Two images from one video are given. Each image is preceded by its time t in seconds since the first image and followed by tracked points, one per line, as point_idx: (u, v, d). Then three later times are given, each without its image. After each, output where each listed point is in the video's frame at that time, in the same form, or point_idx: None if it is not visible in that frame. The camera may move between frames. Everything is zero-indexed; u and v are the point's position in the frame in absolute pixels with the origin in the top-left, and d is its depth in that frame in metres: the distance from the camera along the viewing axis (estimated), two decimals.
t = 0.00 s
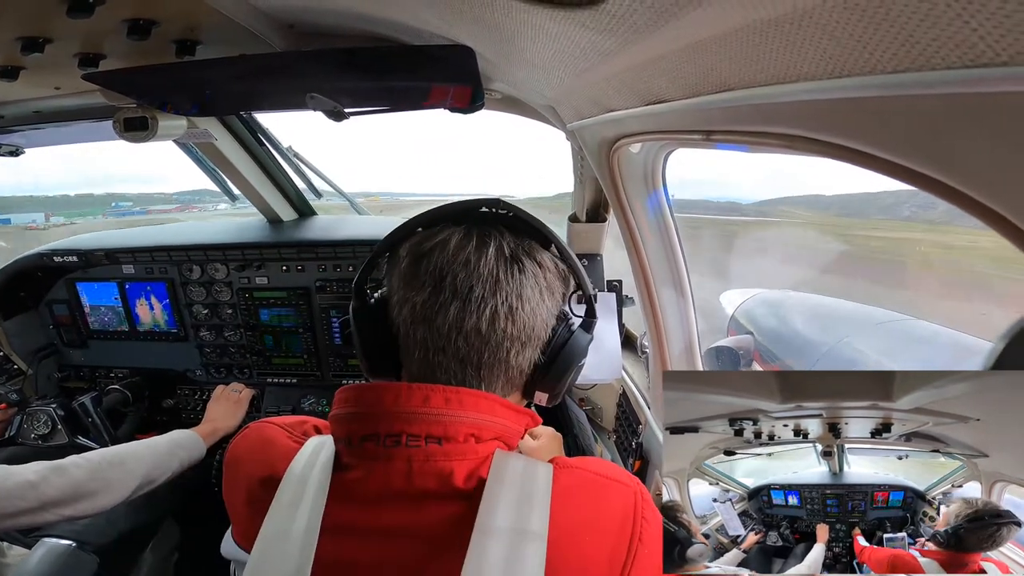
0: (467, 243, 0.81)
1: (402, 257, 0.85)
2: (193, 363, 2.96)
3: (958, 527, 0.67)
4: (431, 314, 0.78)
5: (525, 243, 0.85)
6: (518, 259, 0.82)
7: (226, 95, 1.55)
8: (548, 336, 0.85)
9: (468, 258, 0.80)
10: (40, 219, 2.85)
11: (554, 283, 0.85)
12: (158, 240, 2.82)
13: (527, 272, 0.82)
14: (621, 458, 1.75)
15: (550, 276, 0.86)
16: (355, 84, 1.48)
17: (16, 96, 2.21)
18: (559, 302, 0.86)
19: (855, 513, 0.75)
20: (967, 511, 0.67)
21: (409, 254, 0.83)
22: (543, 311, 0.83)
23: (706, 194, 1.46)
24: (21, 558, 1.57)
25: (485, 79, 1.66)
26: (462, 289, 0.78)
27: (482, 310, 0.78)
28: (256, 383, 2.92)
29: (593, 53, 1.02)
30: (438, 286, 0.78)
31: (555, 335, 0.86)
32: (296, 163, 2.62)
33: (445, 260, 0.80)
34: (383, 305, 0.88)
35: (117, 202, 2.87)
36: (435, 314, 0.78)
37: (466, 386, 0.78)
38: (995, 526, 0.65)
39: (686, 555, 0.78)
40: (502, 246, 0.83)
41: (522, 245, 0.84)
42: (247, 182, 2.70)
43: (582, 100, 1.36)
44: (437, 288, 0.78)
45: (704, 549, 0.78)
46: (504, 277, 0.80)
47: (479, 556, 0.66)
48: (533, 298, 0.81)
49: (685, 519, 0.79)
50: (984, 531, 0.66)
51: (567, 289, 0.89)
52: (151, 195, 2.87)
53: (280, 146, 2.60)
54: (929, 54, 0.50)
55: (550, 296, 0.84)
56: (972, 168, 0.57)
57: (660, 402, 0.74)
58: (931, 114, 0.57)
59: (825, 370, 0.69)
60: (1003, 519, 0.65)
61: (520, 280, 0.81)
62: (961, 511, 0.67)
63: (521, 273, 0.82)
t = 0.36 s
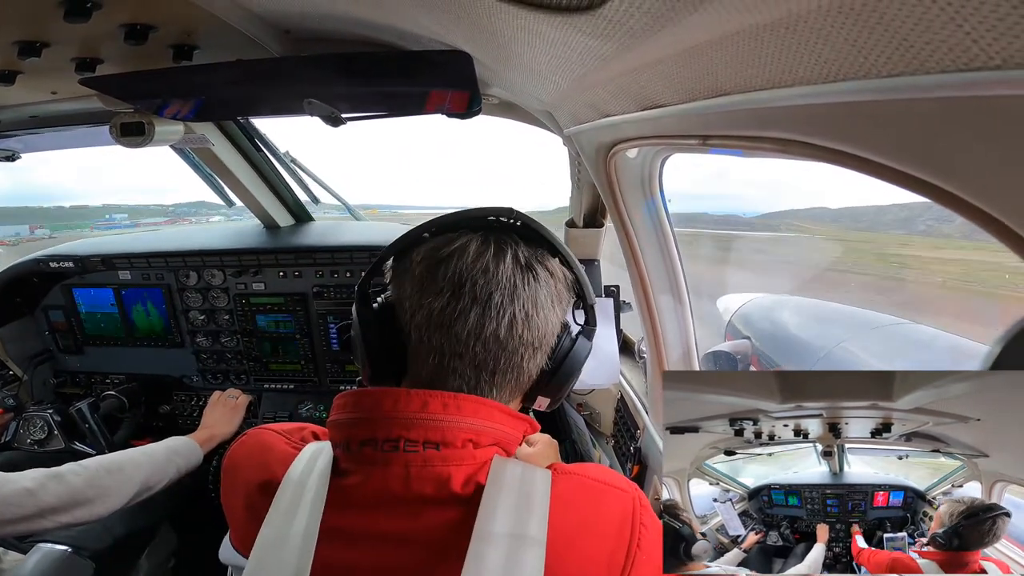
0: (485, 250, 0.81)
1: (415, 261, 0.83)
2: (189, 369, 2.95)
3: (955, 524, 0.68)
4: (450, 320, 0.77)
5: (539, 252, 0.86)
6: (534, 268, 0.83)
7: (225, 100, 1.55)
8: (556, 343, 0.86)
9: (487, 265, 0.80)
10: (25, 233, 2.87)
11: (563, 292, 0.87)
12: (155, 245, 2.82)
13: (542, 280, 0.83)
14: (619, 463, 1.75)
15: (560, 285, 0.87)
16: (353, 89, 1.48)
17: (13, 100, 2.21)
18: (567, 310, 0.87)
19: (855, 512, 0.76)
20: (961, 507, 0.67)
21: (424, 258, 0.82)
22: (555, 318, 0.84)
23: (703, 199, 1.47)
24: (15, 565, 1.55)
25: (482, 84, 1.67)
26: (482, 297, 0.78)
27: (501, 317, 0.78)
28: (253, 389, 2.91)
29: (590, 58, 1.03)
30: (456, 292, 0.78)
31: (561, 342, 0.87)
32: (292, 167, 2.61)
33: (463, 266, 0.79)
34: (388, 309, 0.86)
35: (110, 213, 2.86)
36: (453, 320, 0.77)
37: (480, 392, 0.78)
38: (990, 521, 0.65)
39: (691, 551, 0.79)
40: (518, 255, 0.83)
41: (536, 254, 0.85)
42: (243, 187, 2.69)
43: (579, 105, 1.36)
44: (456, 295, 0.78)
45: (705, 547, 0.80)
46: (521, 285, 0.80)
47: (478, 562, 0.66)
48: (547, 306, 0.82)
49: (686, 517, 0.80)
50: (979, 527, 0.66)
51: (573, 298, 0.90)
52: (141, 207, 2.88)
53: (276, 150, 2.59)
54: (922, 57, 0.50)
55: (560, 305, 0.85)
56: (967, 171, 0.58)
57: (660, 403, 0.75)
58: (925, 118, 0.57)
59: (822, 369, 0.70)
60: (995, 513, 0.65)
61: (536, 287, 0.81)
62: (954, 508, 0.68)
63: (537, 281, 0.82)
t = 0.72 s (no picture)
0: (489, 253, 0.81)
1: (421, 263, 0.83)
2: (188, 373, 2.95)
3: (959, 525, 0.67)
4: (454, 322, 0.77)
5: (544, 256, 0.86)
6: (539, 271, 0.83)
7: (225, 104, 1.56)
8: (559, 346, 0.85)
9: (492, 268, 0.80)
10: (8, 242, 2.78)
11: (568, 295, 0.87)
12: (154, 249, 2.82)
13: (547, 283, 0.83)
14: (620, 467, 1.75)
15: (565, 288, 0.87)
16: (353, 92, 1.49)
17: (13, 103, 2.21)
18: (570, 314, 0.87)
19: (855, 513, 0.75)
20: (966, 508, 0.67)
21: (429, 261, 0.82)
22: (559, 321, 0.84)
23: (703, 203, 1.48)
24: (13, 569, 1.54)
25: (482, 88, 1.67)
26: (487, 299, 0.78)
27: (505, 320, 0.78)
28: (252, 393, 2.91)
29: (588, 62, 1.03)
30: (461, 295, 0.78)
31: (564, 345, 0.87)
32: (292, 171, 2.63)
33: (468, 269, 0.79)
34: (391, 310, 0.86)
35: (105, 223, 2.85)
36: (458, 322, 0.77)
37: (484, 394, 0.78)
38: (995, 524, 0.65)
39: (691, 553, 0.80)
40: (523, 258, 0.83)
41: (541, 257, 0.85)
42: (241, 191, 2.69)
43: (578, 108, 1.37)
44: (461, 297, 0.78)
45: (706, 548, 0.81)
46: (526, 288, 0.80)
47: (479, 563, 0.66)
48: (552, 309, 0.82)
49: (685, 517, 0.80)
50: (983, 530, 0.66)
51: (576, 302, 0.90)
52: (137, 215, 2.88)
53: (276, 154, 2.61)
54: (920, 59, 0.50)
55: (564, 308, 0.86)
56: (965, 173, 0.58)
57: (661, 403, 0.75)
58: (922, 121, 0.57)
59: (820, 370, 0.70)
60: (1001, 516, 0.65)
61: (541, 290, 0.81)
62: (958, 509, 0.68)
63: (541, 283, 0.82)
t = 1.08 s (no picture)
0: (485, 279, 0.76)
1: (414, 280, 0.79)
2: (189, 374, 2.95)
3: (969, 528, 0.68)
4: (446, 356, 0.75)
5: (548, 273, 0.79)
6: (538, 296, 0.78)
7: (225, 105, 1.56)
8: (563, 362, 0.83)
9: (486, 299, 0.75)
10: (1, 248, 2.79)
11: (572, 312, 0.82)
12: (154, 250, 2.82)
13: (547, 308, 0.78)
14: (619, 467, 1.75)
15: (570, 305, 0.82)
16: (353, 93, 1.49)
17: (13, 104, 2.21)
18: (577, 328, 0.83)
19: (855, 514, 0.76)
20: (978, 511, 0.67)
21: (421, 284, 0.78)
22: (561, 343, 0.80)
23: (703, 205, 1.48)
24: (12, 570, 1.54)
25: (481, 88, 1.67)
26: (478, 332, 0.75)
27: (498, 354, 0.75)
28: (252, 393, 2.92)
29: (588, 62, 1.03)
30: (452, 327, 0.75)
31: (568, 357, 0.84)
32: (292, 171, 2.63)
33: (460, 299, 0.75)
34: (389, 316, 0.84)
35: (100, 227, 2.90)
36: (448, 356, 0.75)
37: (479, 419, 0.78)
38: (1006, 530, 0.66)
39: (689, 555, 0.80)
40: (523, 281, 0.77)
41: (543, 276, 0.79)
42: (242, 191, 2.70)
43: (579, 109, 1.37)
44: (453, 329, 0.75)
45: (705, 549, 0.80)
46: (523, 318, 0.76)
47: (484, 563, 0.65)
48: (552, 335, 0.78)
49: (685, 520, 0.80)
50: (992, 535, 0.66)
51: (585, 312, 0.85)
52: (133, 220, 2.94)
53: (276, 155, 2.62)
54: (920, 59, 0.50)
55: (568, 326, 0.81)
56: (964, 174, 0.58)
57: (661, 405, 0.76)
58: (922, 121, 0.57)
59: (820, 370, 0.70)
60: (1014, 520, 0.65)
61: (539, 318, 0.77)
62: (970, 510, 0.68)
63: (543, 308, 0.78)
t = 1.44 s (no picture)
0: (489, 260, 0.76)
1: (413, 269, 0.77)
2: (188, 374, 2.95)
3: (976, 529, 0.68)
4: (454, 340, 0.74)
5: (546, 253, 0.80)
6: (541, 275, 0.78)
7: (225, 106, 1.56)
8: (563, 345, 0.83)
9: (492, 279, 0.75)
10: None
11: (570, 292, 0.83)
12: (154, 250, 2.82)
13: (549, 287, 0.79)
14: (619, 468, 1.75)
15: (568, 285, 0.83)
16: (353, 94, 1.49)
17: (13, 104, 2.21)
18: (574, 309, 0.84)
19: (855, 515, 0.75)
20: (985, 512, 0.67)
21: (421, 272, 0.76)
22: (563, 324, 0.81)
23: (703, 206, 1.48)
24: (12, 570, 1.54)
25: (482, 89, 1.68)
26: (487, 314, 0.74)
27: (507, 335, 0.75)
28: (252, 394, 2.92)
29: (589, 63, 1.03)
30: (459, 311, 0.74)
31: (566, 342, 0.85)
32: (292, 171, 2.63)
33: (465, 282, 0.74)
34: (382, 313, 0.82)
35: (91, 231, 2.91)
36: (456, 343, 0.74)
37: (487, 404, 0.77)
38: (1012, 530, 0.66)
39: (683, 557, 0.77)
40: (525, 261, 0.78)
41: (543, 257, 0.80)
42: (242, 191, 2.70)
43: (579, 109, 1.37)
44: (460, 312, 0.74)
45: (701, 551, 0.78)
46: (529, 298, 0.76)
47: (486, 560, 0.66)
48: (555, 314, 0.79)
49: (683, 522, 0.80)
50: (998, 536, 0.67)
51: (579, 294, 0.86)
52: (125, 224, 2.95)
53: (276, 155, 2.62)
54: (920, 60, 0.50)
55: (567, 308, 0.82)
56: (964, 175, 0.58)
57: (661, 405, 0.76)
58: (922, 122, 0.57)
59: (821, 371, 0.70)
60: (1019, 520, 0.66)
61: (544, 297, 0.78)
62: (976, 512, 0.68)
63: (545, 288, 0.78)
